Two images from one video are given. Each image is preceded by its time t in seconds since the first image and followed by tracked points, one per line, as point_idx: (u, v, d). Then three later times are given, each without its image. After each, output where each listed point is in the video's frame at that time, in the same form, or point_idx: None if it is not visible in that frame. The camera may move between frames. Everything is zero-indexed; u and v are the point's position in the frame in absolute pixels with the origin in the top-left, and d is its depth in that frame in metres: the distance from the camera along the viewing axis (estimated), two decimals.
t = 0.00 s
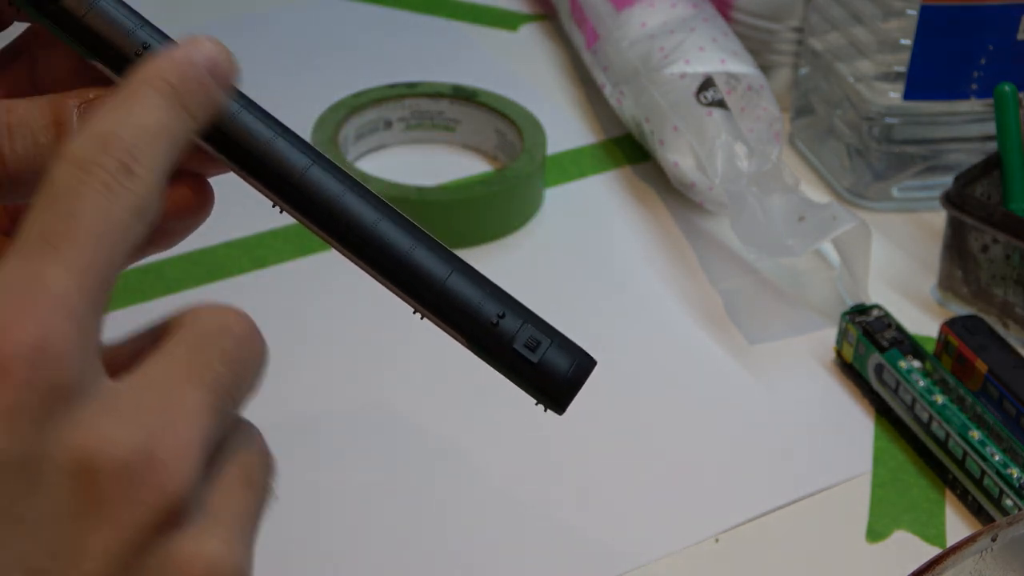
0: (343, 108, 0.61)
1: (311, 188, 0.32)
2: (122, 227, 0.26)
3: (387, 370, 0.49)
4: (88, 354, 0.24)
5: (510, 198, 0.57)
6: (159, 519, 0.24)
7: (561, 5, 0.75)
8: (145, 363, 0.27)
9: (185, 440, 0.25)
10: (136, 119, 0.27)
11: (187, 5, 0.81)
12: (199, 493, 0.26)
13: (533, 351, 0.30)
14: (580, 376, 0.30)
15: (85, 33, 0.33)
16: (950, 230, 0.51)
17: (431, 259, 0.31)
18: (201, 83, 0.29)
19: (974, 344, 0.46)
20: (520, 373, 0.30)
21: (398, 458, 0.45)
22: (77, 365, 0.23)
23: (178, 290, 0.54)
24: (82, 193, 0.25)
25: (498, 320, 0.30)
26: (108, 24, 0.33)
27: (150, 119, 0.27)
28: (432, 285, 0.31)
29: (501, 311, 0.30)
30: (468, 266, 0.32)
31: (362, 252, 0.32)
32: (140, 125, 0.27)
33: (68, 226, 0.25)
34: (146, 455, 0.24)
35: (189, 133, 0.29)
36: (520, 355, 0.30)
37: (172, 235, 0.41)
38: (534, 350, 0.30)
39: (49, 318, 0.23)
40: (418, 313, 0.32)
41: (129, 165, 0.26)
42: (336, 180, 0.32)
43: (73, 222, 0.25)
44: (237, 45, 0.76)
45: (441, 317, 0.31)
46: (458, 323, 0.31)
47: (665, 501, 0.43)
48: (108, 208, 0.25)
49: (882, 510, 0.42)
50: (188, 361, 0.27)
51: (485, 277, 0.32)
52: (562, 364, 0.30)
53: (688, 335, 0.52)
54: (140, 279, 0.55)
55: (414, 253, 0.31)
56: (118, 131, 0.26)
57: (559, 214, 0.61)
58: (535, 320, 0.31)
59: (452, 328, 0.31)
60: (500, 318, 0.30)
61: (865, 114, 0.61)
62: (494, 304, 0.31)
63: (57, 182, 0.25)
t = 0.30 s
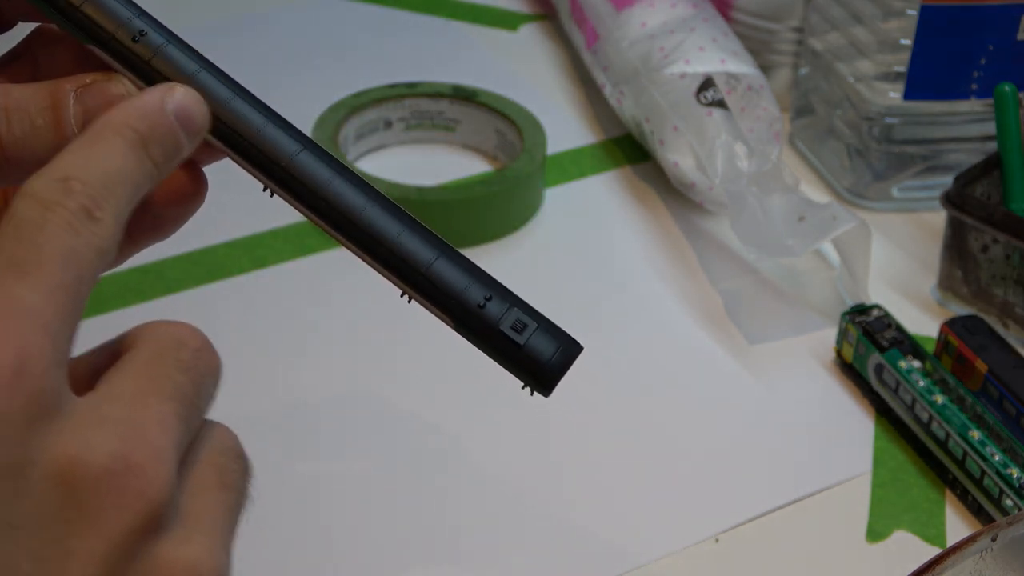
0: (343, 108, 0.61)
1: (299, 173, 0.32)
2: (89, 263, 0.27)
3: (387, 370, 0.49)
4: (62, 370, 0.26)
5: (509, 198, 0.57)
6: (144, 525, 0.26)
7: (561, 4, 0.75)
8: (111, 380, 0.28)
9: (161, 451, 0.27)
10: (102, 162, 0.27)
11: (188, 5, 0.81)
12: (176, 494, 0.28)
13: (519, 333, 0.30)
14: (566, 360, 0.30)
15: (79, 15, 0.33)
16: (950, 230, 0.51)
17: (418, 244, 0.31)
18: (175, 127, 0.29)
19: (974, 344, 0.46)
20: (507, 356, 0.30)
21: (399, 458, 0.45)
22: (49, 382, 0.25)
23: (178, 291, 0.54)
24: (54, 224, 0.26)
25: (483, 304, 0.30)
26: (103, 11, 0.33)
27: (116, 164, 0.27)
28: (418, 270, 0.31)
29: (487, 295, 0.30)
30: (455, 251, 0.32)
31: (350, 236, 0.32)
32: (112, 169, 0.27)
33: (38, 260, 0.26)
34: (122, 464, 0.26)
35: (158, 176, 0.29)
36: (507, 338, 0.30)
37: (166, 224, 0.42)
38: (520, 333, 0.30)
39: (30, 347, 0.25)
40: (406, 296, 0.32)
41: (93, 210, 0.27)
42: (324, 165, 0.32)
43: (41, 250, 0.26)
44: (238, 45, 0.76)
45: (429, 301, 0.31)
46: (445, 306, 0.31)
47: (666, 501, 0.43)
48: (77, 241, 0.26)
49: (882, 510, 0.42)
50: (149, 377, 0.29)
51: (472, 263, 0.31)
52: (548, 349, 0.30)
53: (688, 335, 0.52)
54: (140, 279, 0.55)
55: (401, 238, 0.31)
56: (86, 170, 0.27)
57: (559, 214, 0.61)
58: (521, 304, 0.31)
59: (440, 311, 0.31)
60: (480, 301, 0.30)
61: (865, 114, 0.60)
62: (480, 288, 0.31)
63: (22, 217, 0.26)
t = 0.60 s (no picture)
0: (343, 108, 0.61)
1: (288, 156, 0.32)
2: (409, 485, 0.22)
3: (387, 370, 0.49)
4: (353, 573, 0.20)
5: (509, 198, 0.57)
6: None
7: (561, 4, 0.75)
8: None
9: None
10: (449, 389, 0.23)
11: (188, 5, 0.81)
12: None
13: (506, 315, 0.29)
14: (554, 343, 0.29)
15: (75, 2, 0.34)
16: (950, 230, 0.51)
17: (406, 227, 0.30)
18: (525, 365, 0.25)
19: (974, 345, 0.46)
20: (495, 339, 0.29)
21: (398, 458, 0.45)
22: None
23: (177, 290, 0.55)
24: (391, 444, 0.22)
25: (471, 286, 0.30)
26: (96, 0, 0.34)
27: (458, 392, 0.24)
28: (406, 252, 0.30)
29: (475, 278, 0.30)
30: (445, 236, 0.31)
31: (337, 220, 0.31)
32: (444, 379, 0.24)
33: (364, 454, 0.22)
34: None
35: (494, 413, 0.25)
36: (495, 320, 0.29)
37: (161, 209, 0.46)
38: (507, 316, 0.29)
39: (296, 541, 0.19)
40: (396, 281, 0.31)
41: (429, 432, 0.23)
42: (313, 150, 0.32)
43: (352, 450, 0.22)
44: (238, 45, 0.76)
45: (417, 284, 0.30)
46: (432, 288, 0.30)
47: (666, 501, 0.43)
48: (407, 464, 0.22)
49: (882, 511, 0.42)
50: None
51: (462, 248, 0.31)
52: (535, 333, 0.29)
53: (688, 334, 0.52)
54: (140, 278, 0.55)
55: (388, 221, 0.30)
56: (432, 394, 0.23)
57: (559, 215, 0.61)
58: (509, 287, 0.30)
59: (428, 294, 0.30)
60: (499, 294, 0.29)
61: (865, 114, 0.60)
62: (467, 272, 0.30)
63: (362, 422, 0.22)
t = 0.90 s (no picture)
0: (343, 108, 0.61)
1: (296, 166, 0.32)
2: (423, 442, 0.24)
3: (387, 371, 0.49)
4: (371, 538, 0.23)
5: (509, 198, 0.57)
6: None
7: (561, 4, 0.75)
8: None
9: None
10: (444, 347, 0.25)
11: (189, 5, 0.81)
12: None
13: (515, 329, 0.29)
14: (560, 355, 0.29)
15: (88, 11, 0.35)
16: (950, 230, 0.51)
17: (413, 237, 0.30)
18: (509, 314, 0.27)
19: (974, 344, 0.46)
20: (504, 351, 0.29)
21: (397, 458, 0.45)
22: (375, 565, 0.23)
23: (177, 290, 0.54)
24: (395, 409, 0.24)
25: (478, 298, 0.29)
26: (109, 10, 0.35)
27: (454, 348, 0.25)
28: (413, 263, 0.30)
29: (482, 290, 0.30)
30: (453, 246, 0.31)
31: (346, 229, 0.31)
32: (434, 336, 0.25)
33: (371, 425, 0.24)
34: None
35: (493, 362, 0.27)
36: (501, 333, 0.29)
37: (170, 218, 0.46)
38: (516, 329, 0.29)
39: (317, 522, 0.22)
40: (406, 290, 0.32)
41: (434, 386, 0.25)
42: (322, 159, 0.32)
43: (363, 419, 0.24)
44: (238, 45, 0.76)
45: (423, 295, 0.30)
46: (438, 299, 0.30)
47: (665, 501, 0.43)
48: (417, 424, 0.24)
49: (882, 511, 0.42)
50: None
51: (470, 258, 0.31)
52: (542, 344, 0.29)
53: (688, 334, 0.52)
54: (140, 278, 0.55)
55: (396, 232, 0.30)
56: (430, 356, 0.25)
57: (559, 214, 0.61)
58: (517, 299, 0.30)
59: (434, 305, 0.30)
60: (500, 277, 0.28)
61: (865, 114, 0.60)
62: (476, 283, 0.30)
63: (363, 392, 0.24)
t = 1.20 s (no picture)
0: (343, 108, 0.61)
1: (290, 162, 0.32)
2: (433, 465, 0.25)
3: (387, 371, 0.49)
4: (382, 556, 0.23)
5: (509, 198, 0.57)
6: None
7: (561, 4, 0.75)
8: None
9: None
10: (452, 370, 0.25)
11: (188, 6, 0.81)
12: None
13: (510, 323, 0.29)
14: (558, 350, 0.29)
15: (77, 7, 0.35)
16: (950, 230, 0.51)
17: (408, 233, 0.30)
18: (519, 340, 0.27)
19: (974, 344, 0.45)
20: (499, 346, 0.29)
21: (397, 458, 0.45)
22: None
23: (177, 291, 0.54)
24: (404, 429, 0.24)
25: (474, 293, 0.30)
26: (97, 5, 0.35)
27: (461, 372, 0.25)
28: (408, 259, 0.30)
29: (478, 285, 0.30)
30: (448, 241, 0.31)
31: (340, 225, 0.31)
32: (443, 359, 0.25)
33: (382, 445, 0.24)
34: None
35: (500, 388, 0.27)
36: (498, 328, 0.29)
37: (162, 214, 0.46)
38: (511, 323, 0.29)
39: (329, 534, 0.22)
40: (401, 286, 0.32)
41: (443, 410, 0.25)
42: (315, 155, 0.32)
43: (374, 439, 0.24)
44: (238, 45, 0.76)
45: (421, 291, 0.30)
46: (434, 295, 0.30)
47: (666, 502, 0.42)
48: (427, 445, 0.24)
49: (882, 511, 0.42)
50: None
51: (465, 253, 0.31)
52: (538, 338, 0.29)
53: (688, 334, 0.52)
54: (141, 279, 0.55)
55: (391, 228, 0.30)
56: (438, 378, 0.25)
57: (559, 215, 0.61)
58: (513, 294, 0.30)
59: (431, 300, 0.30)
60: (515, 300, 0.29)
61: (865, 114, 0.60)
62: (471, 279, 0.30)
63: (373, 413, 0.24)
